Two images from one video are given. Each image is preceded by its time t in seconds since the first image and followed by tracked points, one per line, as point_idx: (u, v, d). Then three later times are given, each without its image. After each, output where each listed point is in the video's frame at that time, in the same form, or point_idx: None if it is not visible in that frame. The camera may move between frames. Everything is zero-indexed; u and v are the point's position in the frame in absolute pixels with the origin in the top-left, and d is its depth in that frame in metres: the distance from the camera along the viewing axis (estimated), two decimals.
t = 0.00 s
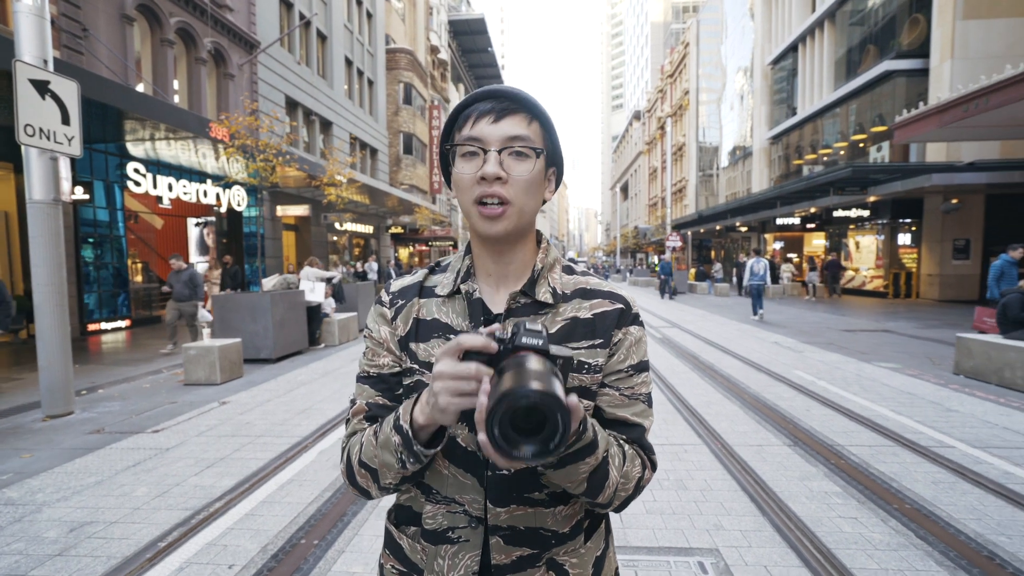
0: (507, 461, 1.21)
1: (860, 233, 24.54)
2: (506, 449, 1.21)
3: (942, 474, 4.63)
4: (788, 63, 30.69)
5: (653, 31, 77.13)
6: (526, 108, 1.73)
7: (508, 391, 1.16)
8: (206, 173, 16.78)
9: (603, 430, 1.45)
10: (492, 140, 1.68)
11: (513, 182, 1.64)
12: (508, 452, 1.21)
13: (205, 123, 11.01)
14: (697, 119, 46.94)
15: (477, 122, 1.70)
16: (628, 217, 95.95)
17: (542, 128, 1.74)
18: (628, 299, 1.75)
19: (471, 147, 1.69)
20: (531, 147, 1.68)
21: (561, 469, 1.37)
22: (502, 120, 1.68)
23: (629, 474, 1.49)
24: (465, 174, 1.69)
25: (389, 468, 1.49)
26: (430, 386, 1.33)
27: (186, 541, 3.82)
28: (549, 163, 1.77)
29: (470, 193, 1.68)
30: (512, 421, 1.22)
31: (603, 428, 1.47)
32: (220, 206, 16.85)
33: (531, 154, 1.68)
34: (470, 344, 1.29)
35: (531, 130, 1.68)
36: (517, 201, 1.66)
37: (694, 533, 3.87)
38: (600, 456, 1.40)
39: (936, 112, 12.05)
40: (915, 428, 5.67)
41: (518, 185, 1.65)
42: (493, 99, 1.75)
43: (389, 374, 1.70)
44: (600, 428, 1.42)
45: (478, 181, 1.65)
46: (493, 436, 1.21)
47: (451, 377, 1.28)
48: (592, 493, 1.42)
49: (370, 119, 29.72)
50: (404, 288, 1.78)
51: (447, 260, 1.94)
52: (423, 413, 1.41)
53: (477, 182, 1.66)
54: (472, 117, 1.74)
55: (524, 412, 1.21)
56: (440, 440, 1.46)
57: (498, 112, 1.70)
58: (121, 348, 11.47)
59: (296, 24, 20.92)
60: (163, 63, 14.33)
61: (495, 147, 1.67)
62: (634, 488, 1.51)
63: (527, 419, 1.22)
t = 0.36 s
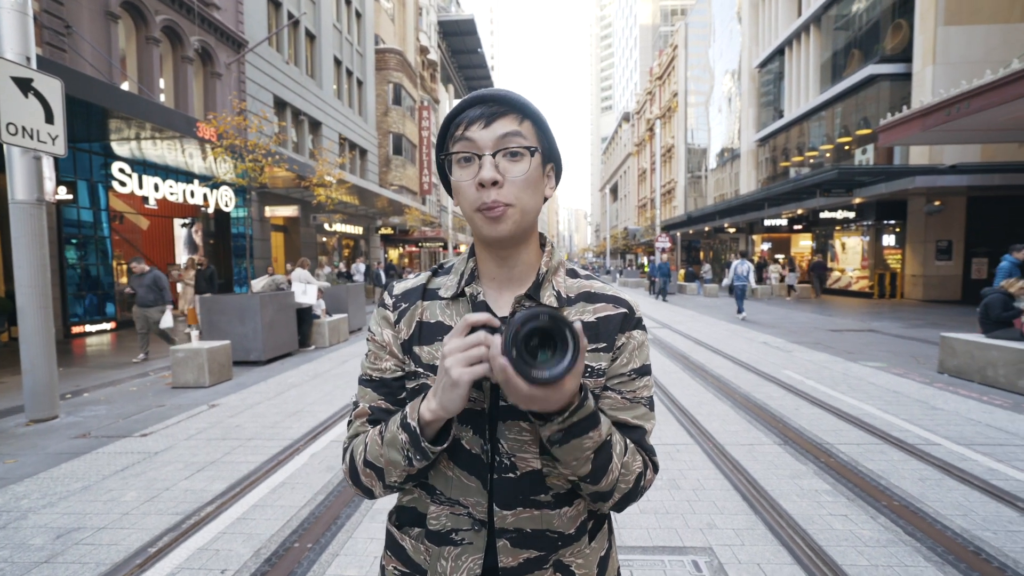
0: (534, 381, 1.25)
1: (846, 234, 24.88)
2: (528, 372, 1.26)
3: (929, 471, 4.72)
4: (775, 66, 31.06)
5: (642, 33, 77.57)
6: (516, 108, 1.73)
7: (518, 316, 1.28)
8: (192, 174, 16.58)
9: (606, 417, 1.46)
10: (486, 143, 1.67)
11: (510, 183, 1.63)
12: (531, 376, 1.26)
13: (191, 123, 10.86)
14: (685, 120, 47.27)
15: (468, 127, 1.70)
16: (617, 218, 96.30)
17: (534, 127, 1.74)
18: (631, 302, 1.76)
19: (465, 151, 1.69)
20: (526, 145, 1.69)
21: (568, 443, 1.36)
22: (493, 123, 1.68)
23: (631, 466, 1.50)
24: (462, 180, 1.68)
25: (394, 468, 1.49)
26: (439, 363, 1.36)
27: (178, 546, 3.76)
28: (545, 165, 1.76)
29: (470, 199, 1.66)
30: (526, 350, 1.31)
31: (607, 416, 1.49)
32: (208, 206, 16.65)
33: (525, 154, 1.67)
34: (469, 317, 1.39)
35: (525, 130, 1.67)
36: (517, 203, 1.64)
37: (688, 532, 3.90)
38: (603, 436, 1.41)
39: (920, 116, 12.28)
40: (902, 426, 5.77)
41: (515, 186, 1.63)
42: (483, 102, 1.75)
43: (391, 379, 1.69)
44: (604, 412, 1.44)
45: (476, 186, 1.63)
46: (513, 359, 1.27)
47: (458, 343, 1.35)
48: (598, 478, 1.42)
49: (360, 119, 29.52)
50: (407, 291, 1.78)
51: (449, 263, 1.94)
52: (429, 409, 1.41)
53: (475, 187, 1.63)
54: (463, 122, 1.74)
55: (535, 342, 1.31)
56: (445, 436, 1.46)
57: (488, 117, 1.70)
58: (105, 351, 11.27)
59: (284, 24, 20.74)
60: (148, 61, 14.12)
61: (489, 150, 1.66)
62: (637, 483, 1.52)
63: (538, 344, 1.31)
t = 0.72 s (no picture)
0: (540, 351, 1.25)
1: (833, 237, 25.20)
2: (534, 345, 1.27)
3: (916, 471, 4.79)
4: (763, 71, 31.43)
5: (633, 37, 77.98)
6: (511, 112, 1.70)
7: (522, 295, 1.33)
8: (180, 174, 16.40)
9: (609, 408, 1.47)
10: (478, 146, 1.65)
11: (502, 186, 1.62)
12: (536, 349, 1.26)
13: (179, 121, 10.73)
14: (675, 123, 47.64)
15: (463, 131, 1.68)
16: (608, 221, 96.66)
17: (530, 128, 1.71)
18: (630, 303, 1.77)
19: (460, 155, 1.67)
20: (520, 148, 1.66)
21: (572, 431, 1.36)
22: (487, 126, 1.66)
23: (635, 461, 1.50)
24: (455, 183, 1.67)
25: (397, 467, 1.47)
26: (443, 353, 1.36)
27: (167, 551, 3.71)
28: (540, 166, 1.73)
29: (462, 202, 1.65)
30: (529, 328, 1.33)
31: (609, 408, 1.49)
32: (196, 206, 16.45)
33: (518, 156, 1.65)
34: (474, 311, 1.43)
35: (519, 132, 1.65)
36: (510, 205, 1.63)
37: (680, 533, 3.92)
38: (607, 425, 1.42)
39: (905, 121, 12.48)
40: (889, 426, 5.85)
41: (508, 189, 1.62)
42: (479, 106, 1.73)
43: (394, 381, 1.69)
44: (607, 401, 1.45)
45: (468, 189, 1.63)
46: (519, 333, 1.28)
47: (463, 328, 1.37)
48: (603, 470, 1.42)
49: (350, 120, 29.37)
50: (408, 294, 1.78)
51: (450, 268, 1.94)
52: (433, 402, 1.40)
53: (467, 191, 1.63)
54: (458, 127, 1.72)
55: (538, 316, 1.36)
56: (449, 430, 1.45)
57: (483, 120, 1.67)
58: (90, 353, 11.11)
59: (274, 23, 20.58)
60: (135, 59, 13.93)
61: (482, 152, 1.64)
62: (641, 480, 1.52)
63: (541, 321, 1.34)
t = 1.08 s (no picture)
0: (541, 451, 1.21)
1: (823, 236, 25.43)
2: (539, 443, 1.21)
3: (908, 467, 4.84)
4: (755, 70, 31.60)
5: (625, 36, 78.17)
6: (513, 109, 1.71)
7: (530, 386, 1.15)
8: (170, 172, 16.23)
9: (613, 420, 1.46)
10: (480, 142, 1.66)
11: (504, 180, 1.61)
12: (540, 445, 1.21)
13: (170, 119, 10.61)
14: (667, 123, 47.85)
15: (465, 128, 1.69)
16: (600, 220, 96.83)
17: (532, 127, 1.72)
18: (634, 300, 1.76)
19: (461, 151, 1.68)
20: (523, 145, 1.66)
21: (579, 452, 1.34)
22: (489, 122, 1.67)
23: (641, 466, 1.49)
24: (457, 180, 1.68)
25: (403, 483, 1.46)
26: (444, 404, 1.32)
27: (161, 553, 3.67)
28: (542, 163, 1.73)
29: (463, 195, 1.66)
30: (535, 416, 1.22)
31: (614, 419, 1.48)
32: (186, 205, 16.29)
33: (520, 152, 1.65)
34: (479, 355, 1.30)
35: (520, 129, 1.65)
36: (511, 201, 1.63)
37: (677, 530, 3.94)
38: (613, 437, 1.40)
39: (895, 121, 12.62)
40: (881, 423, 5.92)
41: (510, 183, 1.62)
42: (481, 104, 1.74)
43: (399, 383, 1.66)
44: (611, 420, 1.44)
45: (470, 183, 1.63)
46: (525, 432, 1.20)
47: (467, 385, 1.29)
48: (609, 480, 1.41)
49: (343, 118, 29.20)
50: (412, 295, 1.76)
51: (453, 266, 1.93)
52: (438, 439, 1.39)
53: (469, 185, 1.63)
54: (460, 124, 1.73)
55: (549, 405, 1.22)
56: (453, 461, 1.45)
57: (485, 116, 1.68)
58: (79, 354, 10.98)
59: (265, 20, 20.40)
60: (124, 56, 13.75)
61: (484, 147, 1.65)
62: (647, 482, 1.51)
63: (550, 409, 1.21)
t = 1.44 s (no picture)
0: (542, 438, 1.15)
1: (812, 236, 25.69)
2: (539, 427, 1.15)
3: (898, 465, 4.90)
4: (745, 72, 31.85)
5: (616, 37, 78.44)
6: (518, 112, 1.69)
7: (525, 365, 1.12)
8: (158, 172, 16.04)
9: (615, 423, 1.43)
10: (483, 150, 1.64)
11: (507, 190, 1.61)
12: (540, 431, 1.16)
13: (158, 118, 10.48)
14: (658, 124, 48.13)
15: (467, 131, 1.66)
16: (592, 221, 97.10)
17: (536, 131, 1.70)
18: (634, 298, 1.75)
19: (463, 156, 1.66)
20: (525, 151, 1.65)
21: (581, 460, 1.31)
22: (492, 128, 1.64)
23: (643, 468, 1.48)
24: (459, 185, 1.66)
25: (397, 490, 1.44)
26: (438, 403, 1.29)
27: (151, 557, 3.62)
28: (543, 166, 1.72)
29: (466, 202, 1.64)
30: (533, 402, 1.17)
31: (615, 422, 1.45)
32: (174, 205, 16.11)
33: (523, 159, 1.64)
34: (469, 347, 1.28)
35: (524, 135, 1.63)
36: (514, 209, 1.64)
37: (671, 529, 3.96)
38: (615, 444, 1.37)
39: (882, 123, 12.78)
40: (871, 422, 5.98)
41: (513, 193, 1.62)
42: (484, 105, 1.71)
43: (398, 384, 1.64)
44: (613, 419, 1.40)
45: (473, 192, 1.62)
46: (523, 418, 1.16)
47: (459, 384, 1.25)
48: (613, 487, 1.39)
49: (334, 118, 29.03)
50: (410, 294, 1.75)
51: (452, 266, 1.92)
52: (432, 441, 1.36)
53: (472, 193, 1.62)
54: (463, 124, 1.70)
55: (547, 386, 1.16)
56: (445, 465, 1.42)
57: (488, 121, 1.66)
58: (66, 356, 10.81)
59: (255, 18, 20.23)
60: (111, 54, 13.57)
61: (486, 156, 1.63)
62: (649, 484, 1.49)
63: (548, 395, 1.17)
